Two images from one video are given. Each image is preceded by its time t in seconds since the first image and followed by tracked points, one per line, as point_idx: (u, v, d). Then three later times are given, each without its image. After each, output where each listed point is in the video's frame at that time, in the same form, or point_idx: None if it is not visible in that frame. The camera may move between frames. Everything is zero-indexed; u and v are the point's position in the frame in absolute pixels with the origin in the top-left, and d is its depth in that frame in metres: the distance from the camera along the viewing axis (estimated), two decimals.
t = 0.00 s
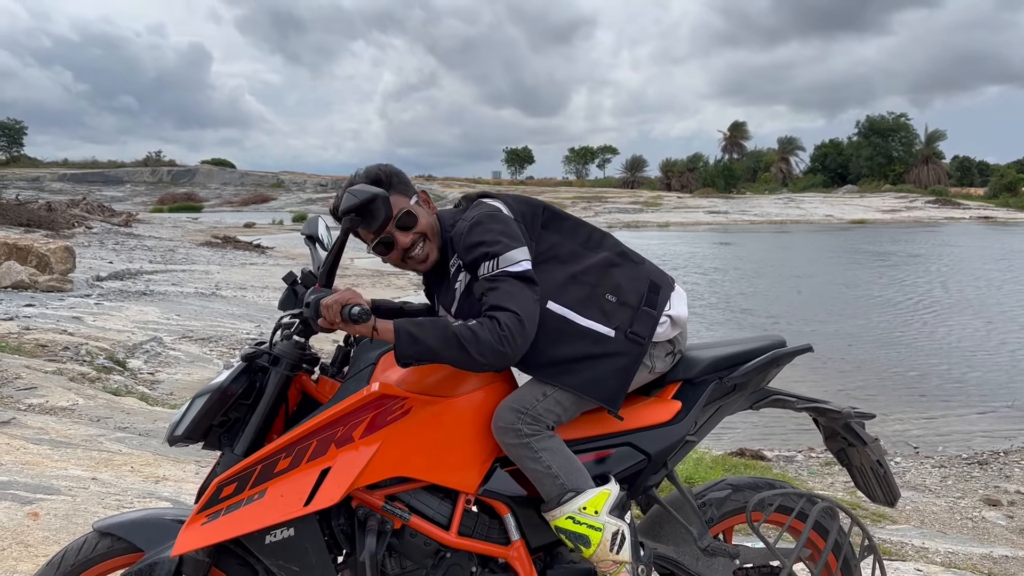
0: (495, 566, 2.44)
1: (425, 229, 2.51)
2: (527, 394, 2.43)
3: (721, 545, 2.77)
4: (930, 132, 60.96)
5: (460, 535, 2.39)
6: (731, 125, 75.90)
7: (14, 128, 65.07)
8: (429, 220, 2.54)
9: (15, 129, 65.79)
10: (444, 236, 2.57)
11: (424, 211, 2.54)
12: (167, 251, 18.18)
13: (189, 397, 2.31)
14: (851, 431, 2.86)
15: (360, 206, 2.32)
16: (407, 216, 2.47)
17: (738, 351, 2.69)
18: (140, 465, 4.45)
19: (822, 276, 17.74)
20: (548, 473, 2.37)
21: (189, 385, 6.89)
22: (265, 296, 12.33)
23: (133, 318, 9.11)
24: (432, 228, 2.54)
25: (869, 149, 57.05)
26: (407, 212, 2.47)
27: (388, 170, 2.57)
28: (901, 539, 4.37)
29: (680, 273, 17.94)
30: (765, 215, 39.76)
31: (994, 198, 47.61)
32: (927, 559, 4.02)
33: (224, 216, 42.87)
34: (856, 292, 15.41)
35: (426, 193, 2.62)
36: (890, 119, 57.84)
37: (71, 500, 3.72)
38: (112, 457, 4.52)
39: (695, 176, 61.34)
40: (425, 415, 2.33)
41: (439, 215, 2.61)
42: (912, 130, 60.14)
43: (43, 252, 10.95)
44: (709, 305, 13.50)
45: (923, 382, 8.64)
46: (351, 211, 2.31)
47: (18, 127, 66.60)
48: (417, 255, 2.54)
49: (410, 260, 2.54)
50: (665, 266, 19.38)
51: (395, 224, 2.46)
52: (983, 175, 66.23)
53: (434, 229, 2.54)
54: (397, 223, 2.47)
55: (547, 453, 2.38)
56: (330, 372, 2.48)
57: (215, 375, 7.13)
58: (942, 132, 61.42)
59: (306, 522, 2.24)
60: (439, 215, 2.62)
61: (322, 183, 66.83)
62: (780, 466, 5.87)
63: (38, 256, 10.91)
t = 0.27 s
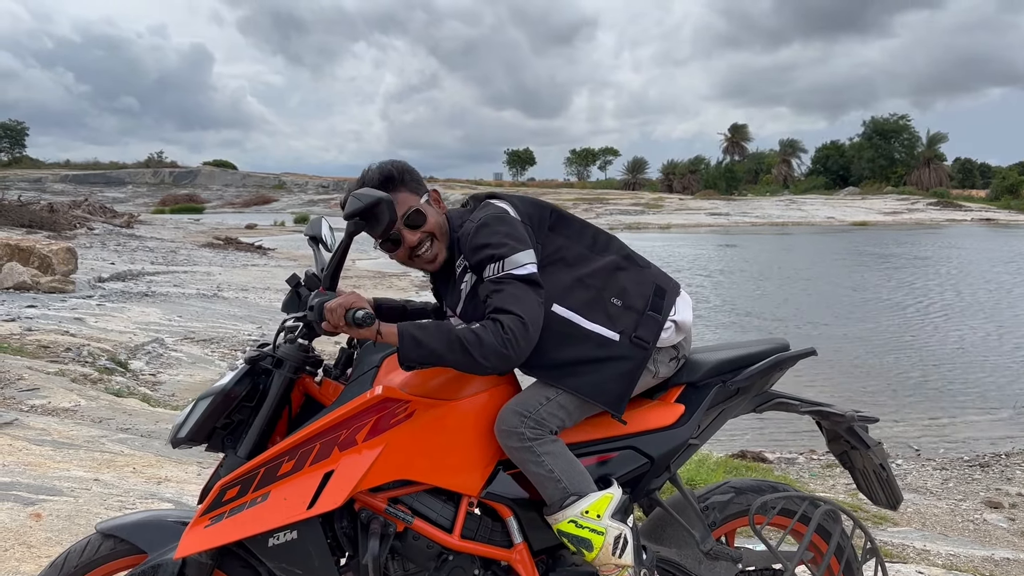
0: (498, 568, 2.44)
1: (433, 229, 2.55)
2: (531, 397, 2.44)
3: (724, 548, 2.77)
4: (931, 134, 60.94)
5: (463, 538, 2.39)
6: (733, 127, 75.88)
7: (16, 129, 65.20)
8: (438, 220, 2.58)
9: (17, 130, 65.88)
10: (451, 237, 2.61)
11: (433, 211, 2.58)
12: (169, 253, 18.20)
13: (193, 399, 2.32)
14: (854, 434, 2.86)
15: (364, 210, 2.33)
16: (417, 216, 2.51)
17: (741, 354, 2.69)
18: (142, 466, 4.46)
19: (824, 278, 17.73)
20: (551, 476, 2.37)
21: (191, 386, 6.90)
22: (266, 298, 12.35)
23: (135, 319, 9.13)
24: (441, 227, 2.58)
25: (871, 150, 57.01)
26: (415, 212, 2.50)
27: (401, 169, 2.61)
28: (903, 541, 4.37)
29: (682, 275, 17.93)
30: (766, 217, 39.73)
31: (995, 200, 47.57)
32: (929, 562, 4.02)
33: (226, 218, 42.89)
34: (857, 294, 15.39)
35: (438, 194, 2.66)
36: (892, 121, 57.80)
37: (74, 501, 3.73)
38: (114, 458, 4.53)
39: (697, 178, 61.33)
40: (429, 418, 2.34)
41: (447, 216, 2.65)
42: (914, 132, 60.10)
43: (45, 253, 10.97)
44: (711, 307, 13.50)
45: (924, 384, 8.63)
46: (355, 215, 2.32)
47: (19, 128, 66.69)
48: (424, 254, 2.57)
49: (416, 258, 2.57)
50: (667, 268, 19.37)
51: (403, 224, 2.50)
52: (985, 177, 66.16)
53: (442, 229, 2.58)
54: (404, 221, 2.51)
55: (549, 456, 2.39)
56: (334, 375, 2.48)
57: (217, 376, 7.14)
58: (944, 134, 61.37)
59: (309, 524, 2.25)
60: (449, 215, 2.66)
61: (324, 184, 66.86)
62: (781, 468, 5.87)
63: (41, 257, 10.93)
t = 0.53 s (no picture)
0: (498, 569, 2.45)
1: (462, 191, 2.56)
2: (530, 401, 2.44)
3: (725, 551, 2.77)
4: (932, 137, 60.93)
5: (464, 540, 2.39)
6: (734, 129, 75.90)
7: (18, 131, 65.30)
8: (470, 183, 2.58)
9: (18, 131, 65.98)
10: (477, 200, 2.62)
11: (468, 172, 2.58)
12: (170, 254, 18.23)
13: (193, 401, 2.32)
14: (855, 437, 2.86)
15: (365, 213, 2.35)
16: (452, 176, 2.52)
17: (742, 356, 2.70)
18: (143, 467, 4.47)
19: (825, 280, 17.73)
20: (549, 481, 2.38)
21: (192, 387, 6.91)
22: (267, 299, 12.36)
23: (137, 320, 9.14)
24: (469, 190, 2.58)
25: (872, 152, 56.99)
26: (454, 172, 2.52)
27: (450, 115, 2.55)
28: (903, 543, 4.37)
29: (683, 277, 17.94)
30: (767, 219, 39.72)
31: (996, 202, 47.53)
32: (929, 563, 4.02)
33: (227, 219, 42.89)
34: (858, 296, 15.39)
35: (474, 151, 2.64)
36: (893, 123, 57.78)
37: (75, 502, 3.74)
38: (115, 459, 4.54)
39: (698, 180, 61.34)
40: (429, 420, 2.35)
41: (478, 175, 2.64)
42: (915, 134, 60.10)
43: (47, 255, 10.99)
44: (712, 309, 13.50)
45: (925, 386, 8.63)
46: (356, 218, 2.34)
47: (20, 129, 66.79)
48: (446, 211, 2.59)
49: (437, 212, 2.60)
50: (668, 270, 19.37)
51: (439, 177, 2.51)
52: (986, 179, 66.13)
53: (470, 192, 2.58)
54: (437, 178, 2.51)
55: (548, 461, 2.39)
56: (334, 376, 2.48)
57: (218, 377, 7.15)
58: (945, 136, 61.38)
59: (309, 527, 2.25)
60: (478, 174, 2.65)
61: (325, 185, 66.92)
62: (781, 469, 5.87)
63: (42, 258, 10.95)
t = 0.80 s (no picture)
0: (500, 573, 2.45)
1: (560, 124, 2.64)
2: (530, 410, 2.45)
3: (727, 555, 2.77)
4: (933, 139, 60.93)
5: (466, 543, 2.39)
6: (734, 131, 75.92)
7: (19, 133, 65.40)
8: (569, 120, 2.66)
9: (19, 133, 66.05)
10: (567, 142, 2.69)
11: (573, 110, 2.66)
12: (171, 256, 18.23)
13: (196, 403, 2.32)
14: (858, 442, 2.85)
15: (370, 215, 2.34)
16: (560, 103, 2.61)
17: (746, 362, 2.69)
18: (143, 469, 4.47)
19: (825, 282, 17.72)
20: (548, 490, 2.38)
21: (192, 389, 6.90)
22: (268, 301, 12.37)
23: (137, 321, 9.14)
24: (566, 127, 2.66)
25: (873, 154, 56.97)
26: (564, 100, 2.61)
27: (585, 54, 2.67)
28: (904, 546, 4.36)
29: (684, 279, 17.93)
30: (768, 221, 39.69)
31: (997, 204, 47.50)
32: (930, 566, 4.01)
33: (227, 221, 42.91)
34: (859, 298, 15.38)
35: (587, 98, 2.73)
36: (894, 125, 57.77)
37: (75, 503, 3.73)
38: (115, 460, 4.53)
39: (698, 182, 61.35)
40: (432, 423, 2.34)
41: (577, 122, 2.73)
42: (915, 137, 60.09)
43: (47, 256, 10.99)
44: (713, 311, 13.50)
45: (926, 388, 8.62)
46: (361, 220, 2.33)
47: (21, 131, 66.88)
48: (534, 133, 2.66)
49: (527, 131, 2.67)
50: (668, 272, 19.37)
51: (549, 96, 2.62)
52: (986, 182, 66.10)
53: (567, 130, 2.66)
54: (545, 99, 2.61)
55: (547, 470, 2.39)
56: (337, 378, 2.47)
57: (218, 379, 7.14)
58: (945, 138, 61.38)
59: (311, 530, 2.25)
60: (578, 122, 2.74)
61: (325, 187, 66.98)
62: (782, 471, 5.86)
63: (43, 260, 10.95)
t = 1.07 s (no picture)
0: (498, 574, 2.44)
1: (598, 103, 2.68)
2: (526, 411, 2.44)
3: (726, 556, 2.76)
4: (933, 142, 60.93)
5: (464, 544, 2.38)
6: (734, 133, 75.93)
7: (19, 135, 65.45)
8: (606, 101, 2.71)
9: (20, 134, 66.08)
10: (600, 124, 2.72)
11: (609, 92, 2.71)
12: (171, 258, 18.23)
13: (194, 404, 2.32)
14: (856, 443, 2.85)
15: (367, 215, 2.34)
16: (603, 80, 2.66)
17: (744, 363, 2.69)
18: (142, 471, 4.46)
19: (825, 285, 17.71)
20: (545, 490, 2.37)
21: (191, 391, 6.90)
22: (268, 303, 12.36)
23: (137, 323, 9.14)
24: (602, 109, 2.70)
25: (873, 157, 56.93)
26: (607, 79, 2.66)
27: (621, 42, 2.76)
28: (904, 549, 4.35)
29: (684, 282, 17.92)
30: (768, 224, 39.67)
31: (997, 207, 47.47)
32: (930, 569, 4.00)
33: (228, 222, 42.93)
34: (859, 300, 15.37)
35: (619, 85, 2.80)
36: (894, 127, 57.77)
37: (73, 506, 3.73)
38: (114, 462, 4.53)
39: (698, 185, 61.37)
40: (431, 423, 2.34)
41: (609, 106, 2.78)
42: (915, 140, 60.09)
43: (47, 258, 10.99)
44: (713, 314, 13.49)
45: (926, 391, 8.61)
46: (357, 220, 2.33)
47: (22, 133, 66.92)
48: (574, 110, 2.67)
49: (566, 108, 2.68)
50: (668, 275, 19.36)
51: (591, 73, 2.66)
52: (986, 184, 66.09)
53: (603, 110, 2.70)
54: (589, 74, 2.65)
55: (544, 471, 2.38)
56: (336, 379, 2.46)
57: (218, 381, 7.14)
58: (945, 141, 61.37)
59: (309, 531, 2.24)
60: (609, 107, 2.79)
61: (325, 189, 67.00)
62: (782, 474, 5.86)
63: (42, 262, 10.94)
